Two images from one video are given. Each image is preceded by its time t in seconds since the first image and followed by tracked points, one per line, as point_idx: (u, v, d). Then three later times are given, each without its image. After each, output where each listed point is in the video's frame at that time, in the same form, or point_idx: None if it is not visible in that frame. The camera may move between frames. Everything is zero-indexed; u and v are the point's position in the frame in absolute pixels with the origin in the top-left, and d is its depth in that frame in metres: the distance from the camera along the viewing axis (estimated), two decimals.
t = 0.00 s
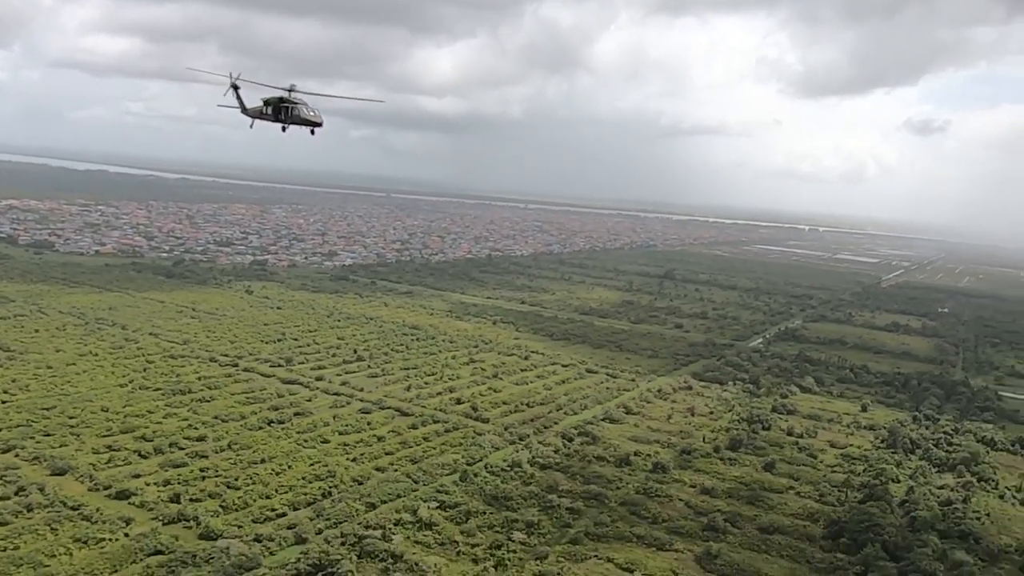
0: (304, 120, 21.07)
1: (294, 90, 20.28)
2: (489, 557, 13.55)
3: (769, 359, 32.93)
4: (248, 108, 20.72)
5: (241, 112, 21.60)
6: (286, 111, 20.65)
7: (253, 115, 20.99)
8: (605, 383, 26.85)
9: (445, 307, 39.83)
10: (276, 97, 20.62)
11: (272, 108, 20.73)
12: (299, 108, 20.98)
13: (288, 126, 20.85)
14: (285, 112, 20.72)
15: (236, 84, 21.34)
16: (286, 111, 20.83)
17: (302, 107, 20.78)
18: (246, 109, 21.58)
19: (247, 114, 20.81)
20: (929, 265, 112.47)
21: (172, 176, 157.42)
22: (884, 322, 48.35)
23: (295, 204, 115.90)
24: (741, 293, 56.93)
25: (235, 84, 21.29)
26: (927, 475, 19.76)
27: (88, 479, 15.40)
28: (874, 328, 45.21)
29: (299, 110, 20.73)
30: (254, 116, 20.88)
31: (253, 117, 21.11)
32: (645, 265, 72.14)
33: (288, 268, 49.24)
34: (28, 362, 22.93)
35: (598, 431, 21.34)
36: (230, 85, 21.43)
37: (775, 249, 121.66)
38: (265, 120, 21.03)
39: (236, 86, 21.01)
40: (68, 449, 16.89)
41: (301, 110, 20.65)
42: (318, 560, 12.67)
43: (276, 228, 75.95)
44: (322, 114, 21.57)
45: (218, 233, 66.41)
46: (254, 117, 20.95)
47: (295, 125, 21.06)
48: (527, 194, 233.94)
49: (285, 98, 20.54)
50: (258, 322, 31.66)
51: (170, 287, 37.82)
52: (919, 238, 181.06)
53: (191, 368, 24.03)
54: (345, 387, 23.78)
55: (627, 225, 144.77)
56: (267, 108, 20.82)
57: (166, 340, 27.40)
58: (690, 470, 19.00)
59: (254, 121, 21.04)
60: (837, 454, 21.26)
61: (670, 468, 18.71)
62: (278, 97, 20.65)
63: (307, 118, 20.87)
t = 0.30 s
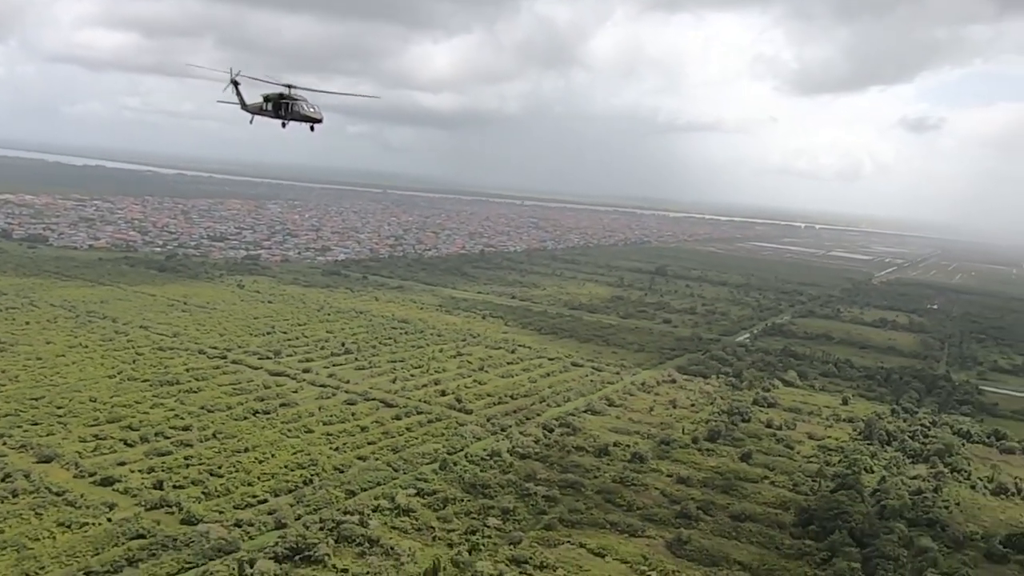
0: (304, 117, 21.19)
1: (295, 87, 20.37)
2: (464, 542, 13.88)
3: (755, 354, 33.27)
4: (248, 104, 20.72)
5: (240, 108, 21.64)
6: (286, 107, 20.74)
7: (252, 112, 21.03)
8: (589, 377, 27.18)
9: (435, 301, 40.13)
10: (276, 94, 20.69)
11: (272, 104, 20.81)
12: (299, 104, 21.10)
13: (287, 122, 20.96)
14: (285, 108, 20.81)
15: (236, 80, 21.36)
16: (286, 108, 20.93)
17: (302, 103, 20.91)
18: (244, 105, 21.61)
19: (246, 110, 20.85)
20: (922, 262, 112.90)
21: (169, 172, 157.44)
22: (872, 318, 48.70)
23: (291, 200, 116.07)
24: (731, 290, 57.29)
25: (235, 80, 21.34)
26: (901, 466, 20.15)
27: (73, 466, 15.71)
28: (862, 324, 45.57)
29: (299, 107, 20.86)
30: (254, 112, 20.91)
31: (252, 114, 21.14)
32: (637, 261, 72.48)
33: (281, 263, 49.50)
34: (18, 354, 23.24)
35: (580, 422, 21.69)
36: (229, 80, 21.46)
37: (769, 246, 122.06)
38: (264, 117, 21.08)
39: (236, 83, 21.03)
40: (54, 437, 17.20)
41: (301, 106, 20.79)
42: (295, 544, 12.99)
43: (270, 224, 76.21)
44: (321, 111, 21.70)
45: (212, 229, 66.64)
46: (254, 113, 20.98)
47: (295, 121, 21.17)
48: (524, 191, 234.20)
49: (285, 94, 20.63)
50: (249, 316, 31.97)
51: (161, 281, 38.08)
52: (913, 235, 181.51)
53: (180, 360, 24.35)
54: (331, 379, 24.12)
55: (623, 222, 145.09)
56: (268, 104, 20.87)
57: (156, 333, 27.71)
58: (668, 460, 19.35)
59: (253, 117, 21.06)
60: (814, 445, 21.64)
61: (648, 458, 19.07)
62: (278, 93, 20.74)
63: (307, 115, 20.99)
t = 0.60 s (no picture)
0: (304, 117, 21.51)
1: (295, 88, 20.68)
2: (440, 529, 14.22)
3: (741, 350, 33.64)
4: (249, 103, 21.02)
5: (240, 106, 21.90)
6: (287, 107, 21.03)
7: (253, 111, 21.28)
8: (575, 371, 27.55)
9: (427, 298, 40.48)
10: (277, 94, 20.97)
11: (272, 104, 21.11)
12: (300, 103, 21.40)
13: (288, 122, 21.27)
14: (286, 108, 21.11)
15: (236, 78, 21.57)
16: (287, 107, 21.23)
17: (303, 103, 21.22)
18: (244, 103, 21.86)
19: (247, 109, 21.11)
20: (917, 262, 113.31)
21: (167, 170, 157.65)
22: (861, 316, 49.09)
23: (287, 198, 116.36)
24: (723, 287, 57.66)
25: (235, 78, 21.55)
26: (876, 459, 20.54)
27: (60, 455, 16.05)
28: (851, 322, 45.97)
29: (299, 107, 21.16)
30: (255, 111, 21.19)
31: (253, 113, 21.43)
32: (631, 259, 72.86)
33: (275, 259, 49.81)
34: (10, 347, 23.59)
35: (563, 415, 22.05)
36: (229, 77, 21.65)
37: (764, 245, 122.47)
38: (265, 116, 21.37)
39: (237, 81, 21.25)
40: (43, 428, 17.55)
41: (301, 106, 21.08)
42: (274, 530, 13.34)
43: (266, 221, 76.50)
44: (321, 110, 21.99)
45: (207, 225, 66.97)
46: (255, 113, 21.25)
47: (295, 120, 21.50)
48: (521, 189, 234.44)
49: (286, 94, 20.91)
50: (240, 311, 32.32)
51: (155, 277, 38.39)
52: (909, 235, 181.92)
53: (170, 354, 24.70)
54: (319, 373, 24.47)
55: (619, 221, 145.45)
56: (268, 104, 21.16)
57: (147, 327, 28.06)
58: (647, 452, 19.73)
59: (253, 116, 21.34)
60: (793, 439, 22.01)
61: (628, 451, 19.44)
62: (279, 93, 21.01)
63: (307, 115, 21.31)
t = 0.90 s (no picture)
0: (306, 120, 21.74)
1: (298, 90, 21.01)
2: (417, 519, 14.55)
3: (728, 349, 33.97)
4: (251, 106, 21.30)
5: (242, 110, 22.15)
6: (290, 110, 21.32)
7: (255, 115, 21.55)
8: (562, 369, 27.88)
9: (418, 296, 40.79)
10: (280, 97, 21.27)
11: (275, 107, 21.38)
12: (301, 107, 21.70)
13: (290, 124, 21.47)
14: (288, 110, 21.39)
15: (237, 82, 21.85)
16: (289, 110, 21.52)
17: (305, 106, 21.54)
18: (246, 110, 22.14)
19: (249, 113, 21.33)
20: (911, 263, 113.82)
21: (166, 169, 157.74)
22: (850, 316, 49.48)
23: (284, 197, 116.61)
24: (715, 287, 58.01)
25: (236, 82, 21.86)
26: (853, 454, 20.90)
27: (47, 447, 16.38)
28: (839, 321, 46.33)
29: (301, 110, 21.46)
30: (257, 114, 21.49)
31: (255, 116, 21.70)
32: (625, 259, 73.22)
33: (269, 258, 50.10)
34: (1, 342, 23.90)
35: (546, 411, 22.39)
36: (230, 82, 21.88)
37: (760, 245, 122.88)
38: (267, 119, 21.65)
39: (239, 85, 21.54)
40: (32, 421, 17.87)
41: (304, 109, 21.41)
42: (254, 519, 13.66)
43: (262, 221, 76.75)
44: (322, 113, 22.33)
45: (203, 225, 67.24)
46: (257, 116, 21.49)
47: (297, 124, 21.73)
48: (518, 189, 234.74)
49: (289, 97, 21.25)
50: (232, 309, 32.62)
51: (148, 275, 38.67)
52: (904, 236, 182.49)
53: (160, 350, 25.01)
54: (307, 369, 24.79)
55: (615, 221, 145.81)
56: (271, 107, 21.44)
57: (138, 324, 28.36)
58: (627, 447, 20.08)
59: (256, 120, 21.60)
60: (772, 434, 22.39)
61: (608, 445, 19.79)
62: (281, 96, 21.31)
63: (309, 117, 21.62)
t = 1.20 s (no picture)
0: (307, 126, 22.24)
1: (297, 97, 21.49)
2: (394, 512, 14.88)
3: (714, 349, 34.34)
4: (253, 111, 22.03)
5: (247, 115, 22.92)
6: (289, 116, 21.85)
7: (258, 120, 22.24)
8: (546, 368, 28.20)
9: (408, 297, 41.11)
10: (280, 103, 21.83)
11: (276, 113, 22.01)
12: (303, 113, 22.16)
13: (291, 130, 21.99)
14: (288, 116, 21.92)
15: (242, 87, 22.53)
16: (290, 116, 22.01)
17: (305, 112, 21.99)
18: (250, 114, 22.79)
19: (251, 118, 22.04)
20: (904, 266, 114.40)
21: (163, 172, 158.09)
22: (839, 318, 49.87)
23: (280, 200, 116.87)
24: (706, 289, 58.40)
25: (241, 87, 22.52)
26: (828, 451, 21.27)
27: (33, 442, 16.70)
28: (828, 323, 46.71)
29: (301, 115, 21.93)
30: (259, 119, 22.21)
31: (258, 121, 22.43)
32: (618, 261, 73.61)
33: (262, 260, 50.38)
34: None
35: (528, 408, 22.71)
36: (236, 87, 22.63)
37: (754, 248, 123.37)
38: (269, 124, 22.33)
39: (244, 90, 22.22)
40: (19, 416, 18.19)
41: (304, 116, 21.85)
42: (233, 511, 13.98)
43: (257, 222, 77.02)
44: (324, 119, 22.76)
45: (197, 226, 67.53)
46: (259, 121, 22.20)
47: (298, 130, 22.23)
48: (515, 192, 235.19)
49: (289, 103, 21.77)
50: (222, 309, 32.92)
51: (140, 275, 38.96)
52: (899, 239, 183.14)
53: (149, 348, 25.32)
54: (294, 367, 25.09)
55: (611, 224, 146.21)
56: (272, 112, 22.08)
57: (128, 323, 28.68)
58: (606, 443, 20.42)
59: (258, 124, 22.32)
60: (750, 431, 22.75)
61: (587, 442, 20.13)
62: (282, 102, 21.86)
63: (309, 123, 22.07)
